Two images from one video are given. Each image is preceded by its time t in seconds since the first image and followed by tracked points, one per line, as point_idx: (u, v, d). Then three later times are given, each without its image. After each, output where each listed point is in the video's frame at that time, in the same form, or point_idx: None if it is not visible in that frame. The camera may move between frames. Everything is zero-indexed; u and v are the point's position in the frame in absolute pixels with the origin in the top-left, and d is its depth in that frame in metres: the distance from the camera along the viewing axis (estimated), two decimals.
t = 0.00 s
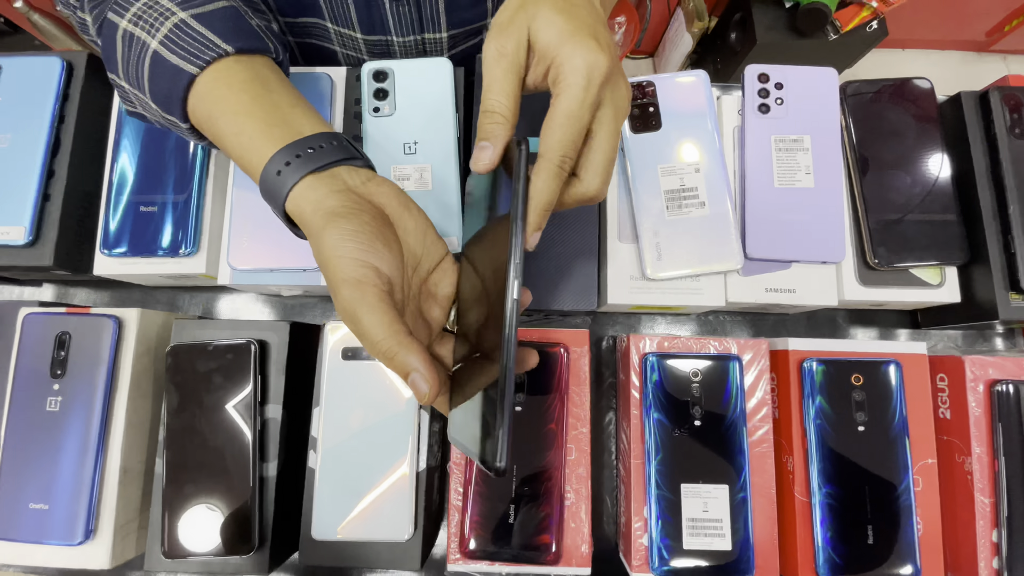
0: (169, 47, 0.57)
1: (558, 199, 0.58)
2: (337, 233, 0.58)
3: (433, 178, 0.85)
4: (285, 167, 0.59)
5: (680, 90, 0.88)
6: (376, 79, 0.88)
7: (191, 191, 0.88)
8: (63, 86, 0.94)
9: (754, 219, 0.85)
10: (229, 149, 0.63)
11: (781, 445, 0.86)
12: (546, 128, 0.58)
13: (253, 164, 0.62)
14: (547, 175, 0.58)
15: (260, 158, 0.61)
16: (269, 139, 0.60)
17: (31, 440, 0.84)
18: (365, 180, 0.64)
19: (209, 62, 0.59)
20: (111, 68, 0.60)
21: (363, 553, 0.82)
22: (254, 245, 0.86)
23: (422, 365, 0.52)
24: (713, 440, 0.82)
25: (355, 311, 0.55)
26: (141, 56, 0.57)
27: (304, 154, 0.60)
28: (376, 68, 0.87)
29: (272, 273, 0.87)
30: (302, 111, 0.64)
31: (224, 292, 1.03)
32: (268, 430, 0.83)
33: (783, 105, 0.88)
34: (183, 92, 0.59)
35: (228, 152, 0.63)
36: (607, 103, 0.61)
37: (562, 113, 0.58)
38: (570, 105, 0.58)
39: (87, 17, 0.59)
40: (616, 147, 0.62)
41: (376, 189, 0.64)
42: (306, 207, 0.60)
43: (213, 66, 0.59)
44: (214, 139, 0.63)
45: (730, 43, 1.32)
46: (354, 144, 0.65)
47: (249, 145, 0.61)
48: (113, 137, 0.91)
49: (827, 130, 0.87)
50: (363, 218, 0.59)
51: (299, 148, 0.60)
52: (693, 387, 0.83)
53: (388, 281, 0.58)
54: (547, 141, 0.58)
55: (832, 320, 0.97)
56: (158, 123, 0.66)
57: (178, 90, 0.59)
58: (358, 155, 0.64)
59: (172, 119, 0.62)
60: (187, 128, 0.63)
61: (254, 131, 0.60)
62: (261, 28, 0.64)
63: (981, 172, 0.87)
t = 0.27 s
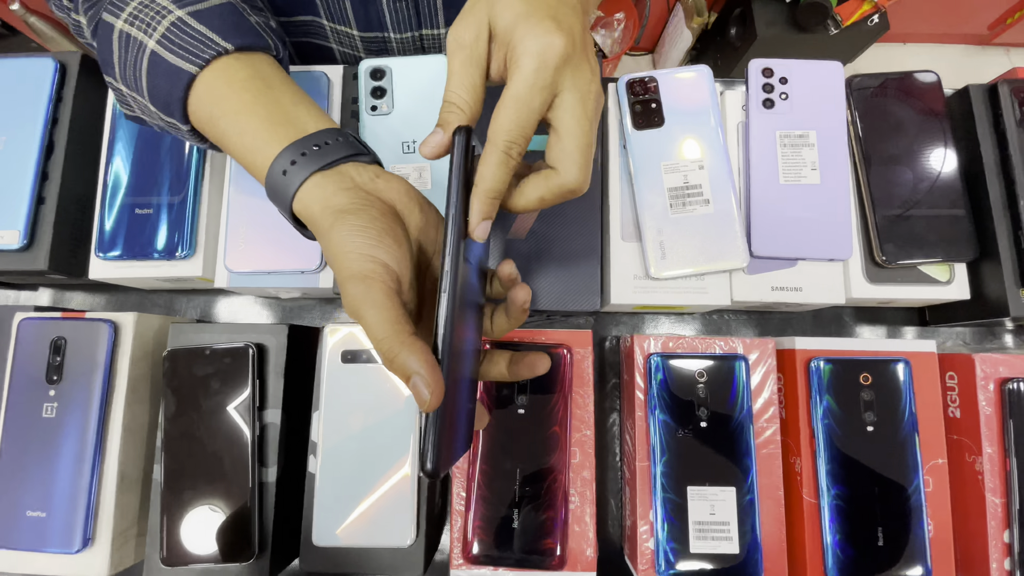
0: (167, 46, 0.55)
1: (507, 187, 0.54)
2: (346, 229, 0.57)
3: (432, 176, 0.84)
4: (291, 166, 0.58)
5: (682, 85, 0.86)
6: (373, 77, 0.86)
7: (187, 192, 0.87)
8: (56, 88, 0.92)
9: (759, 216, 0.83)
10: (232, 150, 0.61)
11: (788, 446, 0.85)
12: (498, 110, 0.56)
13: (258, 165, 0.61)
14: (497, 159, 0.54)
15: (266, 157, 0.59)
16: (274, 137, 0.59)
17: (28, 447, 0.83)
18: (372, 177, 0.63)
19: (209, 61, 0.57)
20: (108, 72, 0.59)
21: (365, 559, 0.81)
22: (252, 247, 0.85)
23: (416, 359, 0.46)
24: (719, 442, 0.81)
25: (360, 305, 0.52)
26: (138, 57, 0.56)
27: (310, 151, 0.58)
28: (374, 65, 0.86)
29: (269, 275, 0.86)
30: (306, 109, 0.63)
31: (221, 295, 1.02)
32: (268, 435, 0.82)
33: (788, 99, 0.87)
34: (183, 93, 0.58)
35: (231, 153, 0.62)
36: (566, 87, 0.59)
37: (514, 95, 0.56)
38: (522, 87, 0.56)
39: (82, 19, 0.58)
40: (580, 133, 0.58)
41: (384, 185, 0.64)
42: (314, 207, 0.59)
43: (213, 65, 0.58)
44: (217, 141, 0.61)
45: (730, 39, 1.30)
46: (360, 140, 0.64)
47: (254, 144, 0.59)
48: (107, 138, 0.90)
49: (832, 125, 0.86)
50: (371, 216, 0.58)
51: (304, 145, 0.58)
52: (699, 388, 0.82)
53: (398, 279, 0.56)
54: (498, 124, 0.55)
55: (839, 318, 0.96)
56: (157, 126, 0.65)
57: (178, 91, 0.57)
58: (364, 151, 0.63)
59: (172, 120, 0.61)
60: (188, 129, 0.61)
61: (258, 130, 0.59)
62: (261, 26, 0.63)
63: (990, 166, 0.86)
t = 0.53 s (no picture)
0: (165, 49, 0.54)
1: (500, 189, 0.54)
2: (338, 244, 0.56)
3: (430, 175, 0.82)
4: (296, 172, 0.57)
5: (685, 80, 0.84)
6: (369, 73, 0.85)
7: (181, 193, 0.85)
8: (47, 88, 0.91)
9: (764, 212, 0.82)
10: (235, 155, 0.60)
11: (796, 447, 0.83)
12: (492, 110, 0.54)
13: (261, 171, 0.59)
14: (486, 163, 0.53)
15: (270, 163, 0.58)
16: (276, 141, 0.58)
17: (20, 455, 0.81)
18: (377, 181, 0.61)
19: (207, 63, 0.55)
20: (105, 74, 0.57)
21: (364, 567, 0.79)
22: (247, 248, 0.83)
23: (383, 411, 0.50)
24: (726, 444, 0.79)
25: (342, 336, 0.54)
26: (135, 60, 0.54)
27: (314, 157, 0.57)
28: (370, 62, 0.84)
29: (265, 277, 0.84)
30: (309, 111, 0.61)
31: (217, 298, 1.00)
32: (265, 440, 0.80)
33: (793, 93, 0.85)
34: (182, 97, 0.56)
35: (233, 158, 0.60)
36: (559, 87, 0.57)
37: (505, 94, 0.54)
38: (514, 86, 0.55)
39: (77, 23, 0.56)
40: (573, 136, 0.57)
41: (390, 188, 0.61)
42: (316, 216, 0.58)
43: (212, 68, 0.56)
44: (219, 144, 0.60)
45: (729, 35, 1.28)
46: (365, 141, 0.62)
47: (257, 149, 0.58)
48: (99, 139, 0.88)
49: (838, 119, 0.84)
50: (368, 227, 0.57)
51: (307, 150, 0.57)
52: (704, 389, 0.80)
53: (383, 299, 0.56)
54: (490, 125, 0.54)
55: (845, 316, 0.94)
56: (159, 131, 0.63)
57: (177, 95, 0.56)
58: (369, 152, 0.61)
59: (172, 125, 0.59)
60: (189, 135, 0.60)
61: (261, 135, 0.57)
62: (260, 24, 0.60)
63: (999, 160, 0.84)
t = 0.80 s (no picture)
0: (157, 61, 0.53)
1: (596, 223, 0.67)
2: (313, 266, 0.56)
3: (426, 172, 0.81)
4: (288, 195, 0.57)
5: (684, 76, 0.83)
6: (365, 70, 0.84)
7: (175, 194, 0.84)
8: (38, 87, 0.89)
9: (766, 209, 0.81)
10: (231, 168, 0.60)
11: (799, 445, 0.82)
12: (586, 155, 0.66)
13: (256, 188, 0.60)
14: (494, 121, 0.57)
15: (265, 182, 0.58)
16: (269, 159, 0.57)
17: (14, 457, 0.80)
18: (364, 197, 0.60)
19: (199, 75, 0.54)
20: (101, 86, 0.57)
21: (363, 568, 0.78)
22: (242, 248, 0.82)
23: (355, 427, 0.53)
24: (728, 443, 0.78)
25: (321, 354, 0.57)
26: (130, 73, 0.54)
27: (304, 178, 0.57)
28: (365, 58, 0.83)
29: (260, 276, 0.83)
30: (303, 123, 0.60)
31: (213, 298, 0.99)
32: (261, 442, 0.79)
33: (794, 88, 0.84)
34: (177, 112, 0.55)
35: (229, 170, 0.60)
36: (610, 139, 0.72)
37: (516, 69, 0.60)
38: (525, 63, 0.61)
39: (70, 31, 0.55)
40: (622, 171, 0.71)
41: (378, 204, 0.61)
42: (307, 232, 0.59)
43: (204, 81, 0.55)
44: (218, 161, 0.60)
45: (728, 32, 1.26)
46: (358, 153, 0.61)
47: (253, 169, 0.58)
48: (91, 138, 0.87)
49: (839, 115, 0.83)
50: (342, 252, 0.56)
51: (298, 171, 0.57)
52: (706, 387, 0.79)
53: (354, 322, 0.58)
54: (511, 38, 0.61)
55: (847, 312, 0.93)
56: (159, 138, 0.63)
57: (172, 108, 0.55)
58: (362, 166, 0.60)
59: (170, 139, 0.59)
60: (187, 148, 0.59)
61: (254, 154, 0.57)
62: (253, 26, 0.58)
63: (1003, 155, 0.83)
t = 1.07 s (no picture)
0: (157, 54, 0.52)
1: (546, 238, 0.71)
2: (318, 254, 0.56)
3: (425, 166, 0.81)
4: (289, 185, 0.57)
5: (682, 70, 0.83)
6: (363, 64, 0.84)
7: (173, 190, 0.84)
8: (36, 83, 0.89)
9: (764, 203, 0.81)
10: (232, 160, 0.60)
11: (798, 439, 0.82)
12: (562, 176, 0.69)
13: (257, 179, 0.60)
14: (509, 141, 0.55)
15: (266, 173, 0.58)
16: (271, 149, 0.57)
17: (12, 453, 0.80)
18: (364, 184, 0.60)
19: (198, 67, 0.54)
20: (100, 80, 0.56)
21: (362, 563, 0.78)
22: (240, 243, 0.82)
23: (382, 408, 0.55)
24: (727, 438, 0.78)
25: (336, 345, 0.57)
26: (129, 67, 0.53)
27: (303, 168, 0.57)
28: (363, 53, 0.83)
29: (259, 271, 0.83)
30: (303, 113, 0.60)
31: (211, 294, 0.99)
32: (259, 437, 0.79)
33: (792, 82, 0.84)
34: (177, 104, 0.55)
35: (229, 161, 0.60)
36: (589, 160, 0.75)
37: (536, 89, 0.60)
38: (546, 83, 0.61)
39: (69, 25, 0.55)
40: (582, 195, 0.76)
41: (378, 192, 0.61)
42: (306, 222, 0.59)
43: (203, 72, 0.54)
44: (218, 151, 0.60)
45: (726, 30, 1.26)
46: (358, 142, 0.61)
47: (255, 159, 0.58)
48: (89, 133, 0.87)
49: (838, 109, 0.83)
50: (343, 239, 0.56)
51: (298, 161, 0.57)
52: (705, 381, 0.79)
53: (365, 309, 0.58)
54: (534, 60, 0.62)
55: (846, 307, 0.93)
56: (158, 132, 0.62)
57: (172, 101, 0.55)
58: (363, 155, 0.60)
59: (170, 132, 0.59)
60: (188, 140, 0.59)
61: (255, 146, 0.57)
62: (252, 18, 0.58)
63: (1001, 148, 0.83)
